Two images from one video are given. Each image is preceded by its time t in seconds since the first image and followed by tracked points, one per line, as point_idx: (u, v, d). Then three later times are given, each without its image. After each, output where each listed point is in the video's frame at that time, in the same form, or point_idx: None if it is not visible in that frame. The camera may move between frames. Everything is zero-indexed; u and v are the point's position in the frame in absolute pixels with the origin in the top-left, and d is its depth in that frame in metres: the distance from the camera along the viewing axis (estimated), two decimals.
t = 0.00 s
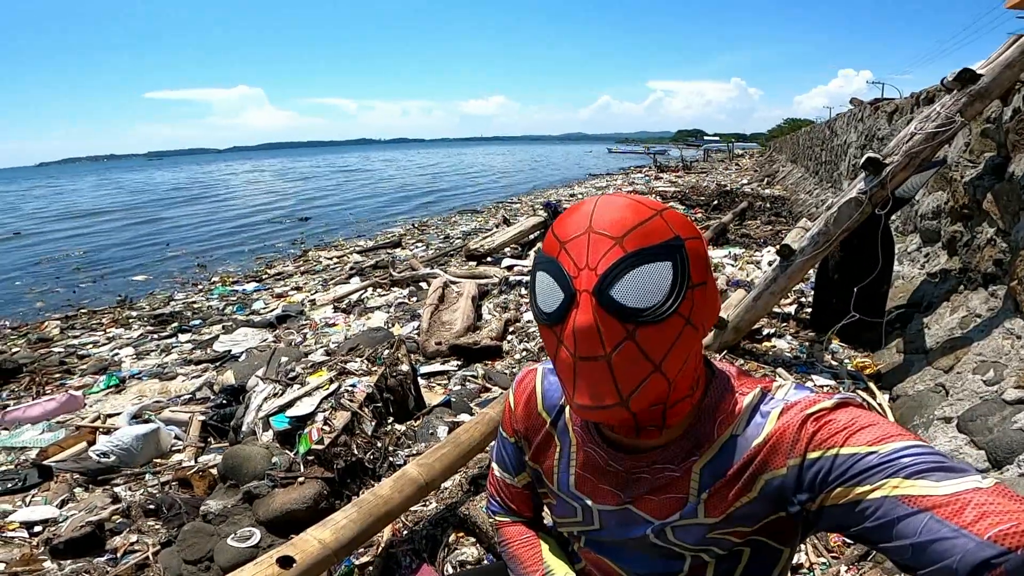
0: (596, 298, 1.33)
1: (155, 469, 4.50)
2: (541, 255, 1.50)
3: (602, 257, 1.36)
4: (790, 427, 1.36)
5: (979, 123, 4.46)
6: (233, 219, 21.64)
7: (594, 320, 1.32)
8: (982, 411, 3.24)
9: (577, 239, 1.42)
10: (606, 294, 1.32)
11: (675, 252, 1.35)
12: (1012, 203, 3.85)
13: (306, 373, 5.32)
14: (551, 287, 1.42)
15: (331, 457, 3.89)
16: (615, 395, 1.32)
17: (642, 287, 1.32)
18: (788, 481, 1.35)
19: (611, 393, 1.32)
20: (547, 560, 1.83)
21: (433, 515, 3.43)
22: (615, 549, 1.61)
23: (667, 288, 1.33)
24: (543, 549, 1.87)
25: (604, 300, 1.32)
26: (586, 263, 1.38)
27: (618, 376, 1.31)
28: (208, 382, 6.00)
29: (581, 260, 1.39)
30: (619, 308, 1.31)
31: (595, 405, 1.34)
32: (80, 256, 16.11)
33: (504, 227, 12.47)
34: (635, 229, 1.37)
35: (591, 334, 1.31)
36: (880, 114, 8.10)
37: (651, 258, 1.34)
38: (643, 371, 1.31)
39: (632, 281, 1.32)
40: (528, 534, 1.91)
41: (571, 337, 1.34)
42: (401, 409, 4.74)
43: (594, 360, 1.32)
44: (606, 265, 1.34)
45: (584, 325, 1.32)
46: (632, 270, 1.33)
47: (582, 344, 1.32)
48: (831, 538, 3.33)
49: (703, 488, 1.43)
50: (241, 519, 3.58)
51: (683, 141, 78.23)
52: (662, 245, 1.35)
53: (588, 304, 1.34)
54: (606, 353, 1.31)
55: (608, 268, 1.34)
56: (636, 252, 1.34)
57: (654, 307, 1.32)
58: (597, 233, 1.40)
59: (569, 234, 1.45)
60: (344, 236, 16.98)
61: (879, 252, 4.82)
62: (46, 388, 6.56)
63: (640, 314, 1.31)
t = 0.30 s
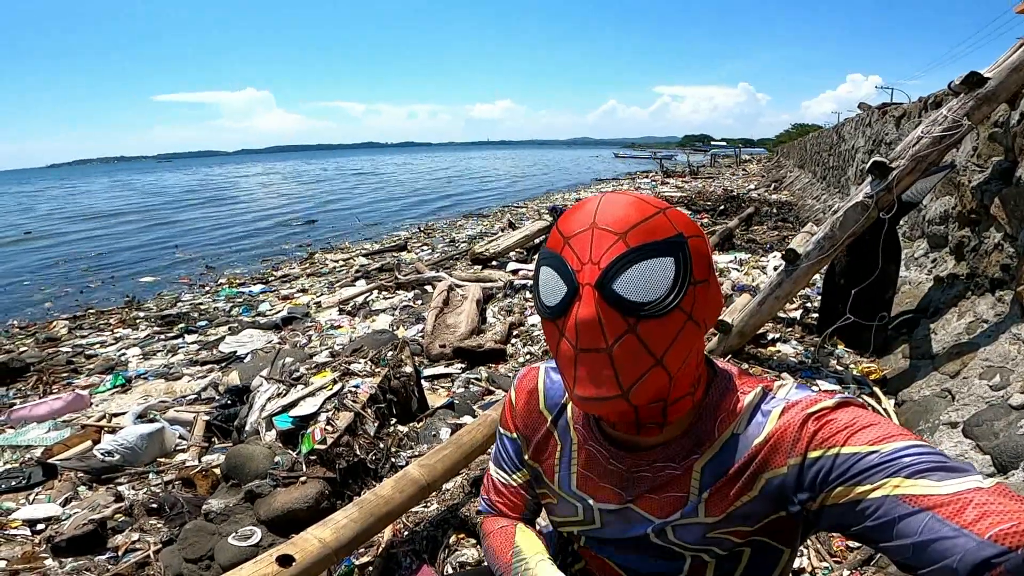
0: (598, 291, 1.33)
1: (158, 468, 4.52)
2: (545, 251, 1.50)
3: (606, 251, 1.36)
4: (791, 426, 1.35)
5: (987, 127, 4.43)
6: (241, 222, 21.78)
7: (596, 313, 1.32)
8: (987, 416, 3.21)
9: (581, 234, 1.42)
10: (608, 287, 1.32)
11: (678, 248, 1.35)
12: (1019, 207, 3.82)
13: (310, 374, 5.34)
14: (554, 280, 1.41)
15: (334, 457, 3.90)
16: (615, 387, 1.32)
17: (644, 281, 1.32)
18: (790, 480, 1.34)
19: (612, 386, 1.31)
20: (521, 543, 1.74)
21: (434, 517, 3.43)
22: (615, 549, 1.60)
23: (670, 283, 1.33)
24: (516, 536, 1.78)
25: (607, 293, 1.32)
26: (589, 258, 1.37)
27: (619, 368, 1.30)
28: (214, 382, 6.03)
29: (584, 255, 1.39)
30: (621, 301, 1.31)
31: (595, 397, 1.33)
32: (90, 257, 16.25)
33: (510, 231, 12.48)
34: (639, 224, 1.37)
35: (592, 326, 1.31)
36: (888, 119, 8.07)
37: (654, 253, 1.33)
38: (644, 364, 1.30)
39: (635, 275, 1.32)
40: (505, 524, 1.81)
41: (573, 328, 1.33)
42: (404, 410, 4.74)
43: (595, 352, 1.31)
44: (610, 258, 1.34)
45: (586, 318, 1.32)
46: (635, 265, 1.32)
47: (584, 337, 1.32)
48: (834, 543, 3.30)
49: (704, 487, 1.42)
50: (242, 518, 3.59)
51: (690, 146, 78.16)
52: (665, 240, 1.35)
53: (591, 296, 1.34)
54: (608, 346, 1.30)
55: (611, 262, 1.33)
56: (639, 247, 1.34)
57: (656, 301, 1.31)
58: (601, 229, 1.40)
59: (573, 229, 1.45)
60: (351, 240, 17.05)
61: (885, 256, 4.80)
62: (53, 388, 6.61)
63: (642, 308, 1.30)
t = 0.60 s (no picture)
0: (596, 295, 1.34)
1: (160, 466, 4.54)
2: (541, 254, 1.50)
3: (603, 255, 1.36)
4: (788, 427, 1.36)
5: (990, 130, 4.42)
6: (245, 221, 21.84)
7: (593, 317, 1.32)
8: (988, 418, 3.20)
9: (578, 237, 1.43)
10: (606, 291, 1.33)
11: (675, 251, 1.36)
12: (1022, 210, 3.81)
13: (313, 373, 5.35)
14: (551, 284, 1.42)
15: (336, 455, 3.92)
16: (613, 391, 1.32)
17: (642, 284, 1.32)
18: (787, 482, 1.34)
19: (609, 390, 1.31)
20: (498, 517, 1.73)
21: (434, 516, 3.44)
22: (614, 551, 1.59)
23: (667, 286, 1.33)
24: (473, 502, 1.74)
25: (605, 297, 1.33)
26: (586, 261, 1.38)
27: (617, 372, 1.31)
28: (216, 381, 6.06)
29: (581, 258, 1.39)
30: (618, 304, 1.32)
31: (592, 400, 1.33)
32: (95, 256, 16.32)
33: (513, 232, 12.50)
34: (636, 228, 1.38)
35: (590, 330, 1.31)
36: (892, 122, 8.06)
37: (652, 257, 1.34)
38: (642, 366, 1.31)
39: (633, 279, 1.32)
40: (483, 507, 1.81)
41: (570, 333, 1.33)
42: (406, 409, 4.76)
43: (593, 355, 1.31)
44: (607, 262, 1.34)
45: (583, 321, 1.32)
46: (633, 268, 1.33)
47: (582, 340, 1.32)
48: (833, 544, 3.30)
49: (702, 488, 1.42)
50: (243, 516, 3.61)
51: (694, 148, 78.09)
52: (662, 244, 1.36)
53: (589, 300, 1.34)
54: (605, 349, 1.30)
55: (608, 266, 1.34)
56: (636, 251, 1.35)
57: (653, 304, 1.32)
58: (598, 232, 1.40)
59: (570, 233, 1.45)
60: (354, 240, 17.09)
61: (888, 258, 4.78)
62: (57, 386, 6.64)
63: (640, 311, 1.31)
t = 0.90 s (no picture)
0: (597, 294, 1.34)
1: (162, 464, 4.54)
2: (541, 252, 1.50)
3: (604, 253, 1.36)
4: (792, 423, 1.35)
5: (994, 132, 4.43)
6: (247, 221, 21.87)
7: (595, 316, 1.32)
8: (992, 418, 3.20)
9: (578, 235, 1.43)
10: (607, 289, 1.33)
11: (676, 248, 1.36)
12: None
13: (315, 371, 5.36)
14: (551, 283, 1.42)
15: (338, 452, 3.92)
16: (616, 389, 1.32)
17: (643, 283, 1.33)
18: (791, 478, 1.34)
19: (612, 388, 1.32)
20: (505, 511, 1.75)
21: (436, 513, 3.44)
22: (617, 548, 1.59)
23: (669, 283, 1.34)
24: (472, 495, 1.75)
25: (606, 295, 1.33)
26: (587, 260, 1.38)
27: (620, 370, 1.31)
28: (219, 379, 6.07)
29: (582, 256, 1.39)
30: (620, 302, 1.32)
31: (596, 399, 1.34)
32: (97, 255, 16.34)
33: (515, 232, 12.51)
34: (636, 225, 1.38)
35: (592, 329, 1.32)
36: (896, 124, 8.06)
37: (653, 254, 1.34)
38: (645, 365, 1.31)
39: (634, 277, 1.33)
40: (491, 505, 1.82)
41: (572, 332, 1.34)
42: (408, 407, 4.78)
43: (595, 354, 1.32)
44: (608, 260, 1.35)
45: (585, 321, 1.33)
46: (634, 266, 1.33)
47: (584, 340, 1.33)
48: (835, 543, 3.30)
49: (706, 485, 1.42)
50: (245, 513, 3.62)
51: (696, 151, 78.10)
52: (663, 241, 1.36)
53: (590, 298, 1.35)
54: (608, 348, 1.31)
55: (609, 264, 1.34)
56: (637, 249, 1.35)
57: (655, 302, 1.33)
58: (599, 230, 1.40)
59: (570, 230, 1.45)
60: (356, 240, 17.11)
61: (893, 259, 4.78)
62: (60, 383, 6.66)
63: (641, 309, 1.31)
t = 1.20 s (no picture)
0: (600, 298, 1.33)
1: (162, 463, 4.54)
2: (544, 255, 1.49)
3: (606, 256, 1.36)
4: (792, 425, 1.35)
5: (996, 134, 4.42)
6: (248, 221, 21.87)
7: (598, 319, 1.32)
8: (992, 420, 3.19)
9: (580, 238, 1.42)
10: (609, 293, 1.32)
11: (679, 251, 1.35)
12: None
13: (316, 371, 5.36)
14: (554, 286, 1.41)
15: (338, 453, 3.92)
16: (619, 393, 1.32)
17: (645, 286, 1.32)
18: (791, 480, 1.33)
19: (615, 391, 1.32)
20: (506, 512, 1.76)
21: (436, 514, 3.44)
22: (616, 548, 1.59)
23: (671, 287, 1.33)
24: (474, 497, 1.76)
25: (608, 299, 1.33)
26: (589, 263, 1.37)
27: (623, 373, 1.31)
28: (219, 379, 6.07)
29: (584, 259, 1.39)
30: (623, 306, 1.31)
31: (598, 403, 1.33)
32: (99, 254, 16.35)
33: (517, 233, 12.50)
34: (639, 228, 1.37)
35: (594, 332, 1.31)
36: (898, 126, 8.06)
37: (655, 258, 1.34)
38: (648, 368, 1.31)
39: (637, 280, 1.32)
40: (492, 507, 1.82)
41: (575, 335, 1.33)
42: (409, 408, 4.80)
43: (597, 358, 1.31)
44: (611, 264, 1.34)
45: (588, 324, 1.32)
46: (636, 270, 1.33)
47: (586, 343, 1.32)
48: (835, 545, 3.29)
49: (707, 487, 1.41)
50: (245, 513, 3.61)
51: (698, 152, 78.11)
52: (666, 244, 1.35)
53: (592, 301, 1.34)
54: (610, 352, 1.31)
55: (611, 268, 1.34)
56: (640, 252, 1.34)
57: (658, 306, 1.32)
58: (601, 233, 1.40)
59: (572, 233, 1.44)
60: (358, 240, 17.11)
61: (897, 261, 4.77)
62: (61, 382, 6.66)
63: (644, 313, 1.31)
